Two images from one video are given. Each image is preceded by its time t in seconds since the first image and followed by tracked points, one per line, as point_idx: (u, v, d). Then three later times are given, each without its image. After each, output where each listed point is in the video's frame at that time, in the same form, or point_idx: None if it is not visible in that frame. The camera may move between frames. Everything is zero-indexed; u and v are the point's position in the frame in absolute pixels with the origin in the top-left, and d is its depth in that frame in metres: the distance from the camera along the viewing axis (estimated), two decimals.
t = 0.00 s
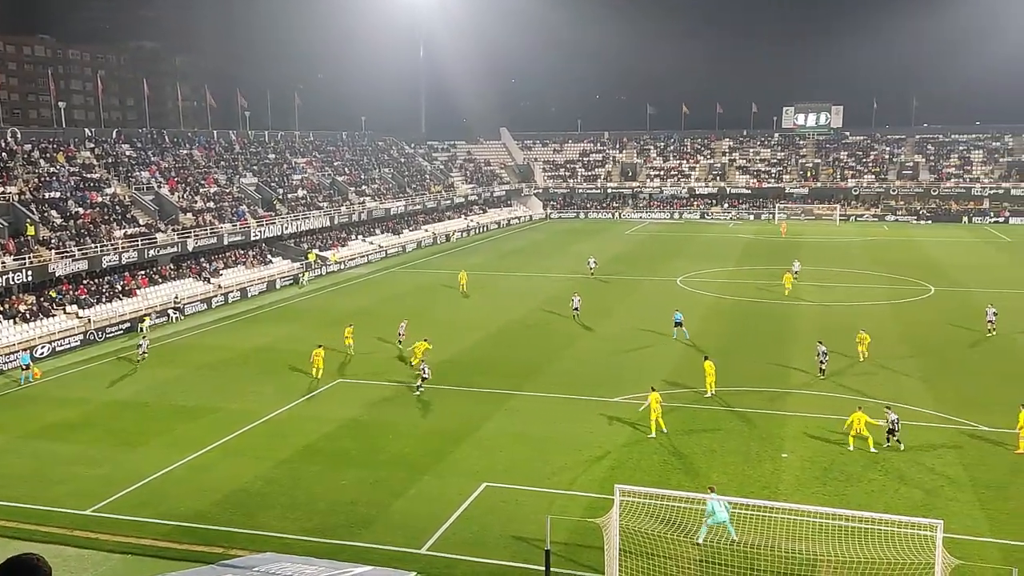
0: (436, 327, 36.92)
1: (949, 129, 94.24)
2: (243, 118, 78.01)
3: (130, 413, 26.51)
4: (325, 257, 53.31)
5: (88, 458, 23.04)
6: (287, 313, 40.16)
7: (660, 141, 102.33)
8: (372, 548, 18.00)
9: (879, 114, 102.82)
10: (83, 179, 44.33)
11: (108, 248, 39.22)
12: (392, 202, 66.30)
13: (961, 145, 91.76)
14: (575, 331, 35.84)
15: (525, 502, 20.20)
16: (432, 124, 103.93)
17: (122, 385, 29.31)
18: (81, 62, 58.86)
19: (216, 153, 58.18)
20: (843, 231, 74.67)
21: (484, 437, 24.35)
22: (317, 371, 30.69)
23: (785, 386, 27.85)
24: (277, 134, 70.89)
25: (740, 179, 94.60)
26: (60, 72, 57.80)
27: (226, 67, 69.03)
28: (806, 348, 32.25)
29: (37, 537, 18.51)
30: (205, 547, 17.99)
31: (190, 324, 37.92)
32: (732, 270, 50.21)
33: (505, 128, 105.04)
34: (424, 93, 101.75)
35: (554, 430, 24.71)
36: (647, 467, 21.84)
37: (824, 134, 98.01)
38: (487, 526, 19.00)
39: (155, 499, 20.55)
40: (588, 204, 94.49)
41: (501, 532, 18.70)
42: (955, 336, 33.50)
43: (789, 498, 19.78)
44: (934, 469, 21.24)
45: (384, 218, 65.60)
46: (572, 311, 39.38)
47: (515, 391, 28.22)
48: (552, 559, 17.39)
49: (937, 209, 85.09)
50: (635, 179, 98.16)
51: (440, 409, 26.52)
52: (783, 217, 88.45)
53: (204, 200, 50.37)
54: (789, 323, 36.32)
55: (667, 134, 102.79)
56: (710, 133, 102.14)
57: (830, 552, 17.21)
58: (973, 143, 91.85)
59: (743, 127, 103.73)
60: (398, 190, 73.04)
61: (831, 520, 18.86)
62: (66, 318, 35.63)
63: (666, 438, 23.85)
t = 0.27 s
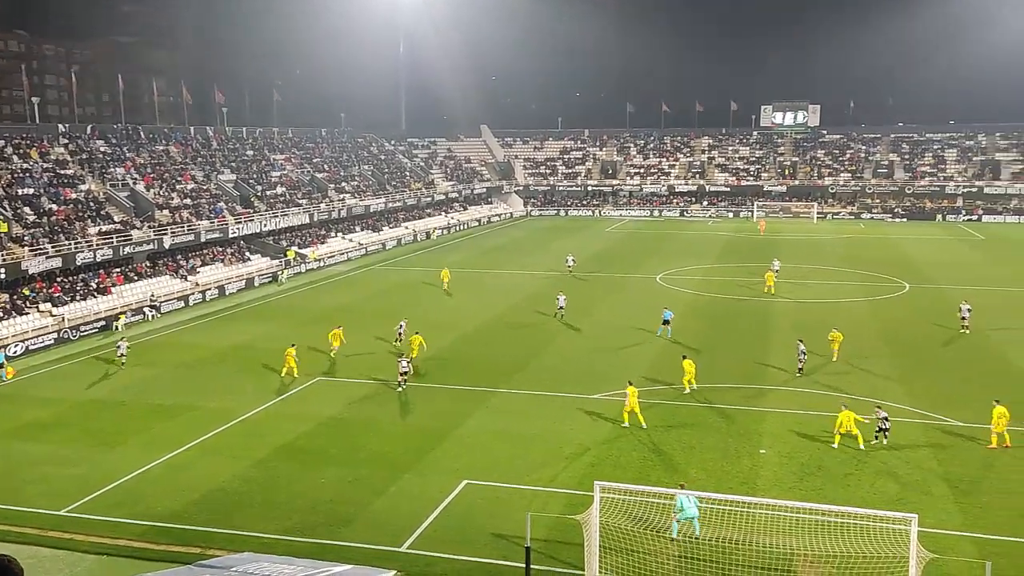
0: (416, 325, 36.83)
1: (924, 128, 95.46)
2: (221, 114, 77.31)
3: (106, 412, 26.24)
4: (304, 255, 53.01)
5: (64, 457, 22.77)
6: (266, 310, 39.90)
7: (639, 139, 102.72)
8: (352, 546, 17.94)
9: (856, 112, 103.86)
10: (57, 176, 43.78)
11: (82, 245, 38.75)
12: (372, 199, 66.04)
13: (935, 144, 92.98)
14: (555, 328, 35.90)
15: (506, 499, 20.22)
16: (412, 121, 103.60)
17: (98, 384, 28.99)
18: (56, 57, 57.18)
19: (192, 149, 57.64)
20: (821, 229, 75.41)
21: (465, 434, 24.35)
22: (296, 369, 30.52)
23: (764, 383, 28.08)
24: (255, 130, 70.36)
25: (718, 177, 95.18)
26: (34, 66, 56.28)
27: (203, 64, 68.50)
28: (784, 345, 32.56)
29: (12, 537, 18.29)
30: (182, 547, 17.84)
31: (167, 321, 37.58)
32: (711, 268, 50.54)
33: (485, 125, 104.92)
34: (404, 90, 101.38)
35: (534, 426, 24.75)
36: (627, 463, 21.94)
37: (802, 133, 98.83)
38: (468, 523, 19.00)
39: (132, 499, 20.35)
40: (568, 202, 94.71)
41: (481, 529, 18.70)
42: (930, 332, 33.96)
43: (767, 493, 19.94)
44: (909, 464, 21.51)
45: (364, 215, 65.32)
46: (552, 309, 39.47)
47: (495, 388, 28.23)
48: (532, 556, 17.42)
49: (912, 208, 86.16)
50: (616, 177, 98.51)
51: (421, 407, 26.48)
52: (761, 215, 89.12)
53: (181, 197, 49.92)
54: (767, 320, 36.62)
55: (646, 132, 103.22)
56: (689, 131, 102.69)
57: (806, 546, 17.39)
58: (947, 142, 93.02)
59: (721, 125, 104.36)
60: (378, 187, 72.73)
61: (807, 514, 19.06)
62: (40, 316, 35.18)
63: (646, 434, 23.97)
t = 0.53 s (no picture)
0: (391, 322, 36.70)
1: (894, 125, 96.70)
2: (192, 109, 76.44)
3: (75, 411, 25.87)
4: (278, 252, 52.62)
5: (32, 457, 22.44)
6: (239, 307, 39.59)
7: (614, 136, 103.10)
8: (327, 544, 17.86)
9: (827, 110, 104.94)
10: (24, 171, 43.07)
11: (50, 242, 38.17)
12: (346, 195, 65.71)
13: (904, 142, 94.26)
14: (531, 324, 35.95)
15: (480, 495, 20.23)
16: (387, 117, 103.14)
17: (67, 382, 28.56)
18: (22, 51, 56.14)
19: (163, 144, 56.99)
20: (794, 225, 76.14)
21: (440, 430, 24.33)
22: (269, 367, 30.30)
23: (737, 378, 28.33)
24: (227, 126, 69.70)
25: (693, 173, 95.76)
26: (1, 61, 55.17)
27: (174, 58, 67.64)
28: (757, 341, 32.88)
29: None
30: (154, 546, 17.65)
31: (137, 319, 37.14)
32: (684, 264, 50.85)
33: (460, 121, 104.64)
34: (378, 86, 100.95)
35: (510, 423, 24.76)
36: (602, 458, 22.02)
37: (774, 130, 99.70)
38: (443, 520, 18.98)
39: (102, 498, 20.10)
40: (543, 199, 94.83)
41: (456, 526, 18.69)
42: (899, 329, 34.42)
43: (740, 487, 20.11)
44: (880, 458, 21.79)
45: (338, 211, 64.98)
46: (527, 305, 39.53)
47: (470, 384, 28.20)
48: (508, 552, 17.43)
49: (883, 204, 87.30)
50: (591, 173, 98.80)
51: (396, 404, 26.40)
52: (735, 212, 89.81)
53: (151, 193, 49.35)
54: (739, 316, 36.91)
55: (621, 129, 103.60)
56: (663, 128, 103.16)
57: (778, 540, 17.56)
58: (916, 139, 94.35)
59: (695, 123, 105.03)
60: (352, 183, 72.39)
61: (780, 508, 19.25)
62: (7, 314, 34.61)
63: (621, 430, 24.08)
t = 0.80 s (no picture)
0: (359, 318, 36.52)
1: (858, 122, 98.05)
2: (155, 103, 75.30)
3: (36, 409, 25.41)
4: (243, 247, 52.10)
5: None
6: (204, 304, 39.13)
7: (582, 131, 103.40)
8: (294, 541, 17.73)
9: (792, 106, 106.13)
10: None
11: (10, 237, 37.42)
12: (313, 190, 65.23)
13: (867, 138, 95.66)
14: (499, 319, 35.99)
15: (449, 491, 20.21)
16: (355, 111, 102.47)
17: (27, 381, 28.02)
18: None
19: (125, 138, 56.12)
20: (759, 220, 76.92)
21: (409, 426, 24.25)
22: (236, 363, 29.99)
23: (704, 372, 28.60)
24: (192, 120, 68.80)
25: (660, 169, 96.34)
26: None
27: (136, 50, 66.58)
28: (723, 335, 33.22)
29: None
30: (118, 546, 17.41)
31: (100, 316, 36.56)
32: (652, 259, 51.20)
33: (428, 115, 104.18)
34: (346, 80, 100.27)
35: (478, 418, 24.77)
36: (570, 453, 22.11)
37: (740, 126, 100.63)
38: (411, 516, 18.93)
39: (64, 498, 19.76)
40: (511, 194, 94.88)
41: (425, 521, 18.66)
42: (861, 323, 34.95)
43: (707, 480, 20.30)
44: (843, 450, 22.11)
45: (305, 207, 64.51)
46: (496, 300, 39.57)
47: (439, 380, 28.15)
48: (476, 547, 17.44)
49: (846, 200, 88.54)
50: (559, 169, 98.93)
51: (364, 400, 26.28)
52: (701, 207, 90.50)
53: (113, 187, 48.59)
54: (705, 311, 37.24)
55: (589, 124, 103.92)
56: (631, 123, 103.66)
57: (745, 532, 17.77)
58: (879, 135, 95.81)
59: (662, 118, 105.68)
60: (318, 178, 71.86)
61: (746, 500, 19.48)
62: None
63: (589, 424, 24.20)
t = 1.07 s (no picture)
0: (323, 313, 36.29)
1: (818, 117, 99.47)
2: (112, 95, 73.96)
3: None
4: (204, 242, 51.44)
5: None
6: (165, 299, 38.57)
7: (546, 126, 103.61)
8: (258, 539, 17.58)
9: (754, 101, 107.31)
10: None
11: None
12: (276, 184, 64.62)
13: (827, 133, 97.11)
14: (464, 313, 35.99)
15: (414, 485, 20.17)
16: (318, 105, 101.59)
17: None
18: None
19: (82, 131, 55.11)
20: (721, 215, 77.70)
21: (373, 421, 24.16)
22: (197, 359, 29.63)
23: (667, 365, 28.87)
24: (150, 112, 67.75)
25: (624, 164, 96.84)
26: None
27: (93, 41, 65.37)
28: (685, 328, 33.57)
29: None
30: (78, 545, 17.12)
31: (57, 311, 35.87)
32: (615, 253, 51.54)
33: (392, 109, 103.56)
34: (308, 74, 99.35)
35: (443, 413, 24.74)
36: (535, 446, 22.18)
37: (703, 121, 101.57)
38: (376, 511, 18.87)
39: (20, 497, 19.37)
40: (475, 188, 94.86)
41: (390, 516, 18.60)
42: (820, 316, 35.54)
43: (670, 472, 20.50)
44: (803, 441, 22.45)
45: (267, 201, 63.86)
46: (461, 295, 39.54)
47: (403, 374, 28.08)
48: (441, 542, 17.44)
49: (807, 194, 89.87)
50: (524, 163, 98.96)
51: (328, 395, 26.12)
52: (665, 201, 91.17)
53: (70, 181, 47.69)
54: (667, 304, 37.59)
55: (553, 119, 104.14)
56: (595, 118, 104.06)
57: (707, 523, 17.96)
58: (838, 131, 97.31)
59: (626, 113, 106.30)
60: (281, 172, 71.18)
61: (709, 491, 19.68)
62: None
63: (553, 418, 24.30)
